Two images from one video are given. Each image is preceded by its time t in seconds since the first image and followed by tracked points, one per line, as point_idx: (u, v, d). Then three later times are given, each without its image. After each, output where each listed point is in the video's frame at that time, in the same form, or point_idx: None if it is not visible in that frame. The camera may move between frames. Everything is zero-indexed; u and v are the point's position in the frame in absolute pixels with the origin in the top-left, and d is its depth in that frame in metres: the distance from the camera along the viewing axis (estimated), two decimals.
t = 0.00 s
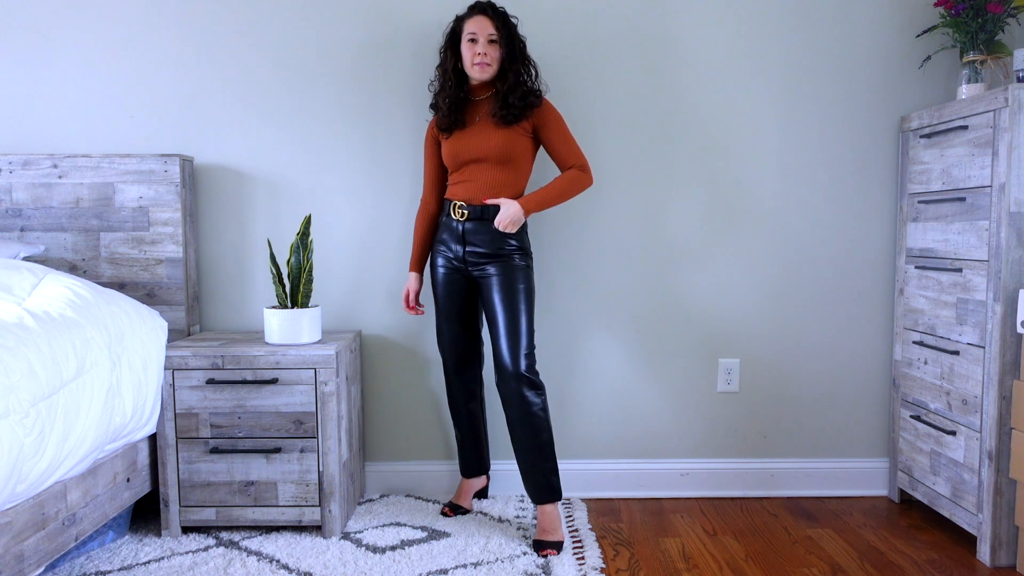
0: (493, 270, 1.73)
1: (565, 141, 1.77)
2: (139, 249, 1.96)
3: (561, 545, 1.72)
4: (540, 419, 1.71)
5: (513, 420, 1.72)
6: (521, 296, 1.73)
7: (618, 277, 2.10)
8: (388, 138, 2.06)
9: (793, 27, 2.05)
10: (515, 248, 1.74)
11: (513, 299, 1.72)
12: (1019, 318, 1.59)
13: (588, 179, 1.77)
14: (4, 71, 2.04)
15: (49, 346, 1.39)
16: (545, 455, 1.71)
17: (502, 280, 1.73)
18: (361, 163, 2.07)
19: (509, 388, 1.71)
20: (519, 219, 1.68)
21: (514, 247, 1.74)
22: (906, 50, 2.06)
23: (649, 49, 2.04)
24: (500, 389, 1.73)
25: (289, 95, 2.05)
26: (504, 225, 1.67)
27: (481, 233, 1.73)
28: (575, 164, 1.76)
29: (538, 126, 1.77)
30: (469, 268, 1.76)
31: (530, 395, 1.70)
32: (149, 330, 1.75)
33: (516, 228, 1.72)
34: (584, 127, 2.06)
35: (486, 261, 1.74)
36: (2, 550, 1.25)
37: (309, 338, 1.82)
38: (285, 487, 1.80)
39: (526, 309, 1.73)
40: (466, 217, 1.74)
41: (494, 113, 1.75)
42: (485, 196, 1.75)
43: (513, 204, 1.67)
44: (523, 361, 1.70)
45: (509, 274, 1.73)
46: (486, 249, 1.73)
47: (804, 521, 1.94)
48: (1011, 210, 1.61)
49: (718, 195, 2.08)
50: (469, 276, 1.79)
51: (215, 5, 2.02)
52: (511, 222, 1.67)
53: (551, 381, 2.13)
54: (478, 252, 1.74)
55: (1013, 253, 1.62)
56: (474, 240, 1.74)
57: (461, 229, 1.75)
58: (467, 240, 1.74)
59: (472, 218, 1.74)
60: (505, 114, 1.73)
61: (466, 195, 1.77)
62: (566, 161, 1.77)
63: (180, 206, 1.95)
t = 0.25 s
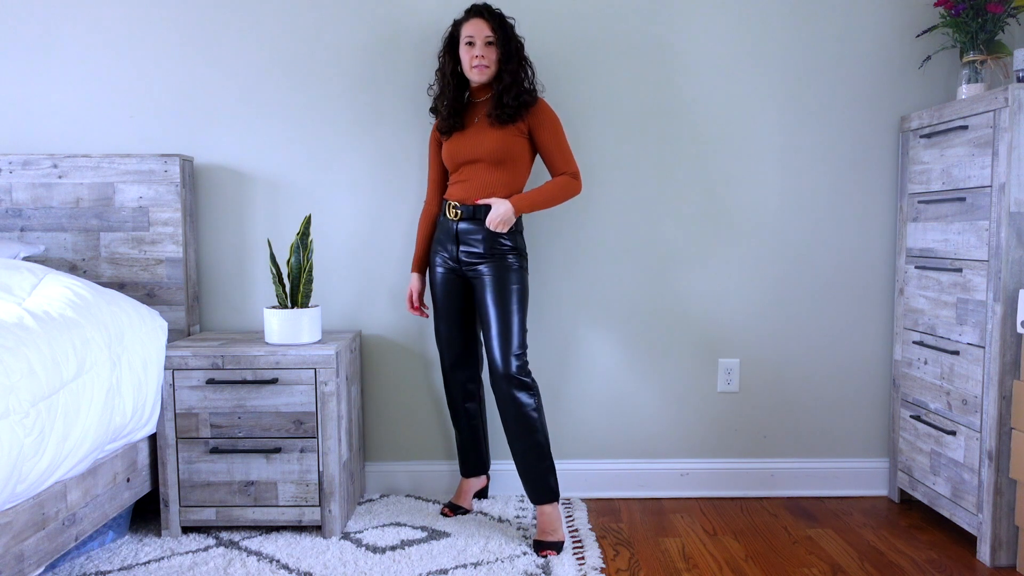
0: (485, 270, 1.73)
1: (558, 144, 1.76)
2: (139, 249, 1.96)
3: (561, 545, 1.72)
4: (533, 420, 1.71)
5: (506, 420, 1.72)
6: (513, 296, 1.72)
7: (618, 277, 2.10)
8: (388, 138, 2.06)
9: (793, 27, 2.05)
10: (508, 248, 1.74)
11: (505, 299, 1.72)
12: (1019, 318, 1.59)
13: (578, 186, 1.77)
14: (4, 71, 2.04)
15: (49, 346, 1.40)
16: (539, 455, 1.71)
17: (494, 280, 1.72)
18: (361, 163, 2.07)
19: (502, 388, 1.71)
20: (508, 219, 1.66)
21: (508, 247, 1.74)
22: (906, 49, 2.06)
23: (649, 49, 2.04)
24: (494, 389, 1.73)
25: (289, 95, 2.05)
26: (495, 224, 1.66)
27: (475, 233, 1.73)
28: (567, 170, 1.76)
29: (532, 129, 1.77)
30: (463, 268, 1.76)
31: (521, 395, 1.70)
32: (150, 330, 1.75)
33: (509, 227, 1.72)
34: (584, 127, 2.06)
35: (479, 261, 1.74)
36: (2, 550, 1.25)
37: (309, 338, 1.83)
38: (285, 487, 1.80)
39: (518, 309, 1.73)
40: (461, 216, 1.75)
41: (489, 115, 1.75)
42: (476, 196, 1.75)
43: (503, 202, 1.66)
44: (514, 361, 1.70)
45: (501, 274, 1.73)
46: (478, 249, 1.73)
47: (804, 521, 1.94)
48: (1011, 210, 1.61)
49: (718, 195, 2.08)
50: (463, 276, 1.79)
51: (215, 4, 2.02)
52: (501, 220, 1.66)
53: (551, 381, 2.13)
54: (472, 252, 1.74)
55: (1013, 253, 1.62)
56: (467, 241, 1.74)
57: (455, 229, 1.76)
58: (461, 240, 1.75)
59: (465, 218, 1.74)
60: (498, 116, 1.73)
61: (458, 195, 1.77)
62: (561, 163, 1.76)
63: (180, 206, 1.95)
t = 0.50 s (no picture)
0: (483, 270, 1.73)
1: (556, 143, 1.75)
2: (139, 249, 1.96)
3: (561, 545, 1.72)
4: (532, 420, 1.71)
5: (505, 420, 1.72)
6: (511, 295, 1.72)
7: (619, 277, 2.10)
8: (388, 138, 2.07)
9: (793, 27, 2.05)
10: (506, 247, 1.74)
11: (502, 298, 1.72)
12: (1019, 318, 1.59)
13: (576, 185, 1.75)
14: (4, 71, 2.04)
15: (49, 346, 1.39)
16: (537, 455, 1.71)
17: (492, 280, 1.72)
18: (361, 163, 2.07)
19: (500, 388, 1.71)
20: (503, 219, 1.65)
21: (506, 246, 1.73)
22: (905, 50, 2.06)
23: (649, 49, 2.04)
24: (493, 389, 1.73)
25: (289, 95, 2.05)
26: (490, 223, 1.65)
27: (473, 232, 1.73)
28: (564, 169, 1.74)
29: (529, 128, 1.76)
30: (462, 268, 1.76)
31: (519, 396, 1.70)
32: (150, 330, 1.75)
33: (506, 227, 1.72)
34: (584, 127, 2.06)
35: (477, 261, 1.74)
36: (2, 550, 1.25)
37: (309, 338, 1.82)
38: (285, 487, 1.80)
39: (516, 309, 1.73)
40: (458, 216, 1.75)
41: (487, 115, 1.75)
42: (473, 195, 1.75)
43: (499, 202, 1.65)
44: (512, 361, 1.70)
45: (499, 273, 1.72)
46: (477, 249, 1.73)
47: (804, 521, 1.94)
48: (1011, 210, 1.61)
49: (718, 195, 2.08)
50: (462, 276, 1.79)
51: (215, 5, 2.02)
52: (496, 220, 1.65)
53: (551, 381, 2.13)
54: (470, 252, 1.74)
55: (1013, 253, 1.62)
56: (466, 240, 1.74)
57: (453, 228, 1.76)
58: (459, 240, 1.75)
59: (463, 218, 1.74)
60: (495, 116, 1.73)
61: (456, 194, 1.78)
62: (558, 160, 1.74)
63: (180, 206, 1.95)
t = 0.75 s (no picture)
0: (485, 270, 1.73)
1: (556, 142, 1.75)
2: (139, 249, 1.96)
3: (561, 545, 1.72)
4: (534, 420, 1.71)
5: (507, 420, 1.72)
6: (513, 295, 1.72)
7: (618, 277, 2.10)
8: (388, 138, 2.07)
9: (792, 27, 2.05)
10: (507, 247, 1.74)
11: (504, 298, 1.72)
12: (1019, 318, 1.59)
13: (577, 184, 1.75)
14: (4, 71, 2.04)
15: (49, 346, 1.40)
16: (539, 455, 1.71)
17: (494, 280, 1.72)
18: (361, 163, 2.07)
19: (502, 388, 1.71)
20: (507, 220, 1.66)
21: (507, 246, 1.73)
22: (905, 49, 2.06)
23: (648, 49, 2.04)
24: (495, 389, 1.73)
25: (289, 95, 2.05)
26: (492, 223, 1.66)
27: (474, 232, 1.73)
28: (565, 167, 1.75)
29: (529, 127, 1.76)
30: (463, 268, 1.76)
31: (521, 396, 1.70)
32: (150, 330, 1.75)
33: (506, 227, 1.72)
34: (584, 127, 2.06)
35: (478, 261, 1.74)
36: (2, 550, 1.25)
37: (309, 338, 1.83)
38: (285, 487, 1.80)
39: (518, 309, 1.73)
40: (459, 216, 1.75)
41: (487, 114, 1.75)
42: (474, 195, 1.75)
43: (501, 202, 1.66)
44: (514, 361, 1.70)
45: (501, 273, 1.72)
46: (478, 249, 1.73)
47: (804, 521, 1.94)
48: (1011, 210, 1.61)
49: (718, 195, 2.08)
50: (463, 276, 1.79)
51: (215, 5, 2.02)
52: (499, 220, 1.66)
53: (551, 380, 2.13)
54: (471, 252, 1.74)
55: (1013, 253, 1.62)
56: (467, 240, 1.74)
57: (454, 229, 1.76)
58: (460, 240, 1.75)
59: (464, 218, 1.74)
60: (495, 115, 1.73)
61: (456, 195, 1.78)
62: (558, 160, 1.75)
63: (180, 206, 1.95)
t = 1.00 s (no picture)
0: (487, 270, 1.73)
1: (557, 144, 1.78)
2: (139, 249, 1.96)
3: (561, 545, 1.72)
4: (537, 419, 1.71)
5: (511, 420, 1.72)
6: (516, 295, 1.73)
7: (618, 277, 2.10)
8: (388, 138, 2.06)
9: (792, 27, 2.04)
10: (510, 247, 1.74)
11: (507, 298, 1.72)
12: (1019, 318, 1.59)
13: (576, 187, 1.80)
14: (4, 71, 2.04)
15: (49, 346, 1.40)
16: (542, 454, 1.71)
17: (497, 280, 1.72)
18: (361, 163, 2.07)
19: (505, 387, 1.71)
20: (511, 221, 1.68)
21: (510, 246, 1.74)
22: (905, 50, 2.06)
23: (648, 49, 2.04)
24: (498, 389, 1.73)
25: (289, 95, 2.05)
26: (498, 223, 1.68)
27: (477, 232, 1.73)
28: (564, 172, 1.80)
29: (531, 127, 1.78)
30: (465, 268, 1.76)
31: (526, 395, 1.70)
32: (150, 330, 1.75)
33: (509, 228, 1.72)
34: (584, 127, 2.06)
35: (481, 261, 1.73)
36: (2, 550, 1.25)
37: (309, 338, 1.83)
38: (285, 487, 1.80)
39: (521, 308, 1.73)
40: (462, 216, 1.74)
41: (489, 113, 1.75)
42: (479, 196, 1.75)
43: (507, 202, 1.68)
44: (518, 361, 1.70)
45: (504, 273, 1.72)
46: (481, 249, 1.73)
47: (804, 521, 1.94)
48: (1011, 210, 1.61)
49: (718, 195, 2.08)
50: (464, 276, 1.79)
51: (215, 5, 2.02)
52: (505, 219, 1.68)
53: (551, 380, 2.13)
54: (473, 251, 1.74)
55: (1013, 253, 1.62)
56: (469, 240, 1.74)
57: (456, 229, 1.75)
58: (462, 240, 1.75)
59: (468, 218, 1.74)
60: (497, 115, 1.73)
61: (459, 195, 1.77)
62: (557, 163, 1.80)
63: (180, 206, 1.95)
